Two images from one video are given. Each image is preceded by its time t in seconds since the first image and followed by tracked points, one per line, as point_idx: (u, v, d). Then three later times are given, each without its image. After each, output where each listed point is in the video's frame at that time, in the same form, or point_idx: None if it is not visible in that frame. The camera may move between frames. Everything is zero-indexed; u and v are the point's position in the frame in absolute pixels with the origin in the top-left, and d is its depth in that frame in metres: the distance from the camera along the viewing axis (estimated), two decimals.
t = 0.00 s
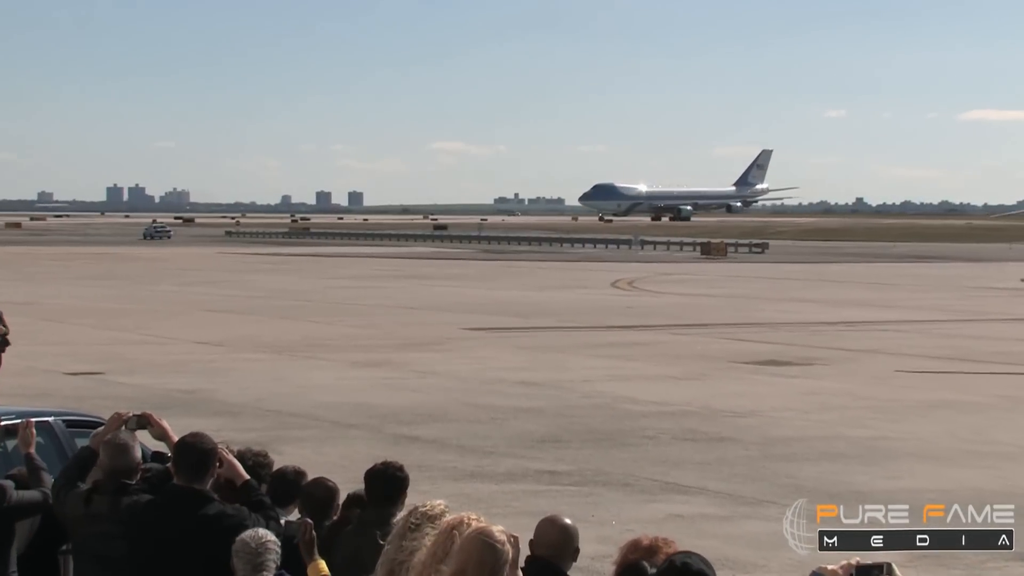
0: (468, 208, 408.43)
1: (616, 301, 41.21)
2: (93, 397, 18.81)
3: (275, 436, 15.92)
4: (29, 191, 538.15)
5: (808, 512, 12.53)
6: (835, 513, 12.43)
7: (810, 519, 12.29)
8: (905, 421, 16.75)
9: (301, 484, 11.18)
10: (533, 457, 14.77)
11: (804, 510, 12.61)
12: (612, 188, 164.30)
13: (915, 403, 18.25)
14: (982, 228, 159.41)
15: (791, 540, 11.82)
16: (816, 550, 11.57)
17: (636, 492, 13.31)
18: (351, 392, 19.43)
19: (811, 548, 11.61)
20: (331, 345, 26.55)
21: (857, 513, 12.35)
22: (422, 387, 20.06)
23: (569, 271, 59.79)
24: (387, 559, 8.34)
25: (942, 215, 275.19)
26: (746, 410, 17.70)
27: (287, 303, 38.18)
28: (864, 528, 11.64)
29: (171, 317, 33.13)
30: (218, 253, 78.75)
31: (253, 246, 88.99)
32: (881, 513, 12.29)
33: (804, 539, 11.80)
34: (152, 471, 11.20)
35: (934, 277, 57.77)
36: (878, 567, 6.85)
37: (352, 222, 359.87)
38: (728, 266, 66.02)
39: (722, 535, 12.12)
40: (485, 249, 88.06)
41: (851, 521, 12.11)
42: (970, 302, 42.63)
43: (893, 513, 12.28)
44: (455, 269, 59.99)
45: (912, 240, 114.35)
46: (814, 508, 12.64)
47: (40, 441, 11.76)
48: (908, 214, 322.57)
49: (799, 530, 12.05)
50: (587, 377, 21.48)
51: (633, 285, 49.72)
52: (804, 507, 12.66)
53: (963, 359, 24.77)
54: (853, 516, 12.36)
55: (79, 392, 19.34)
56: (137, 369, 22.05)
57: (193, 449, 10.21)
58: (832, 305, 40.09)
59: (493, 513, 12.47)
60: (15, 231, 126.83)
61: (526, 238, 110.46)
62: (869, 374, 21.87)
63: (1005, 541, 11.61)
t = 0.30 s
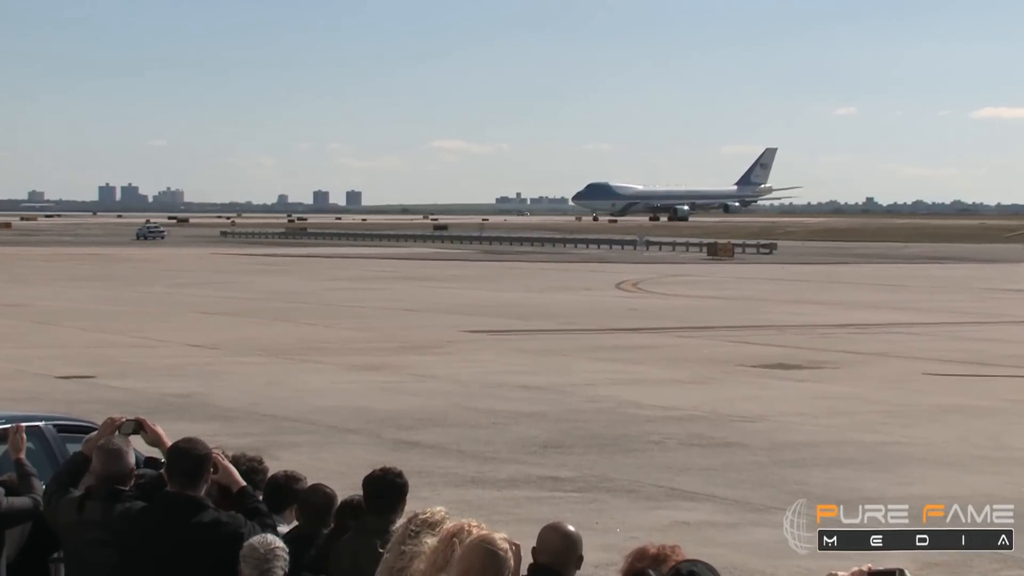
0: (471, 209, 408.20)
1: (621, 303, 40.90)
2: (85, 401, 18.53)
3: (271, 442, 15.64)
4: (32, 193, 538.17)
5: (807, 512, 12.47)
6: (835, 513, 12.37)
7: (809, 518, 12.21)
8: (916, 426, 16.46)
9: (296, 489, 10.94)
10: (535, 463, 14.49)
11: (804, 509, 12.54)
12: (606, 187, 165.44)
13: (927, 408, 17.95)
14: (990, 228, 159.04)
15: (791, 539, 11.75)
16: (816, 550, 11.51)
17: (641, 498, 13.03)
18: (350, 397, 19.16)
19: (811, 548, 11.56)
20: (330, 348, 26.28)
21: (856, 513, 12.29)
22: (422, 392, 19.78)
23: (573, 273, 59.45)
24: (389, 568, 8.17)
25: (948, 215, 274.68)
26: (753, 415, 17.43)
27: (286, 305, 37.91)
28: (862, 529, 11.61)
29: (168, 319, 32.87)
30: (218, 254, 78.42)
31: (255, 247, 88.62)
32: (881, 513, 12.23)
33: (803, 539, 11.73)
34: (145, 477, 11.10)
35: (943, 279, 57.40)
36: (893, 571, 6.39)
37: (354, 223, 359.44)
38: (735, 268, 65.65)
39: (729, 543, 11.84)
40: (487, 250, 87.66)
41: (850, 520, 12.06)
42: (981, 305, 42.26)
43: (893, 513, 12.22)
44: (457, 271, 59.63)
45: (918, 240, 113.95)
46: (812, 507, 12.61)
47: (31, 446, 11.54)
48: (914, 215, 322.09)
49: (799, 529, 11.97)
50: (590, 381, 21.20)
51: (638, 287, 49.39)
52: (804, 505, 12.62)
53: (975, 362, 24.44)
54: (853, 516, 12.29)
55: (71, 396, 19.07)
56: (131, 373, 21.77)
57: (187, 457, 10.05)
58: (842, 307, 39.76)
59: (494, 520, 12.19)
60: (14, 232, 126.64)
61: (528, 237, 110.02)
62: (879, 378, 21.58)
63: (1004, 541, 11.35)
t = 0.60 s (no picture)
0: (474, 210, 408.15)
1: (625, 305, 40.56)
2: (77, 405, 18.26)
3: (265, 448, 15.37)
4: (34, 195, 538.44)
5: (809, 511, 12.56)
6: (836, 514, 12.49)
7: (811, 519, 12.30)
8: (928, 431, 16.19)
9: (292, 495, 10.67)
10: (537, 469, 14.22)
11: (806, 509, 12.62)
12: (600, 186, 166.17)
13: (939, 413, 17.66)
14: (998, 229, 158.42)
15: (792, 541, 11.80)
16: (818, 550, 11.57)
17: (646, 505, 12.76)
18: (349, 401, 18.88)
19: (812, 549, 11.60)
20: (328, 351, 26.00)
21: (858, 514, 12.45)
22: (422, 396, 19.50)
23: (576, 274, 59.12)
24: None
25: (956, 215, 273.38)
26: (761, 419, 17.15)
27: (283, 307, 37.66)
28: (864, 531, 12.01)
29: (163, 322, 32.63)
30: (217, 255, 78.06)
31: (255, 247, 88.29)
32: (881, 514, 12.43)
33: (805, 541, 11.76)
34: (138, 483, 10.91)
35: (954, 280, 57.06)
36: None
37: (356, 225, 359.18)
38: (741, 269, 65.22)
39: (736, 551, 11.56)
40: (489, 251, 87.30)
41: (851, 522, 12.24)
42: (993, 306, 41.94)
43: (893, 514, 12.42)
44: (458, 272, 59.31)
45: (924, 241, 113.57)
46: (814, 507, 12.69)
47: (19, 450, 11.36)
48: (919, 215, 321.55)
49: (801, 531, 12.04)
50: (594, 385, 20.92)
51: (643, 289, 49.07)
52: (805, 505, 12.70)
53: (989, 366, 24.11)
54: (855, 517, 12.42)
55: (63, 400, 18.80)
56: (122, 377, 21.50)
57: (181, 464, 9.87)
58: (853, 310, 39.39)
59: (495, 528, 11.91)
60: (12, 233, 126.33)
61: (530, 237, 109.57)
62: (888, 382, 21.29)
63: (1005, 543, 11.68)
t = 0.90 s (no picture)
0: (476, 211, 408.22)
1: (630, 307, 40.29)
2: (68, 410, 17.98)
3: (261, 454, 15.11)
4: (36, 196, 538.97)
5: (810, 512, 12.56)
6: (836, 514, 12.51)
7: (812, 519, 12.30)
8: (941, 437, 15.90)
9: (290, 503, 10.40)
10: (540, 475, 13.94)
11: (806, 509, 12.63)
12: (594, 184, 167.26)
13: (952, 418, 17.38)
14: (1005, 228, 158.06)
15: (794, 541, 11.72)
16: (819, 549, 11.50)
17: (652, 512, 12.48)
18: (348, 405, 18.61)
19: (813, 549, 11.50)
20: (326, 354, 25.71)
21: (858, 514, 12.49)
22: (423, 400, 19.23)
23: (580, 276, 58.82)
24: None
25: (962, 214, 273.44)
26: (770, 425, 16.85)
27: (281, 310, 37.38)
28: (865, 531, 12.07)
29: (159, 324, 32.34)
30: (216, 255, 77.80)
31: (256, 249, 87.95)
32: (881, 515, 12.47)
33: (806, 541, 11.69)
34: (131, 489, 10.66)
35: (965, 282, 56.74)
36: None
37: (359, 227, 359.28)
38: (748, 270, 64.92)
39: (745, 560, 11.29)
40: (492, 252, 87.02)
41: (852, 522, 12.27)
42: (1005, 309, 41.61)
43: (894, 514, 12.46)
44: (460, 274, 59.02)
45: (932, 241, 113.23)
46: (815, 507, 12.70)
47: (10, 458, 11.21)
48: (924, 215, 321.22)
49: (801, 531, 12.00)
50: (599, 389, 20.64)
51: (649, 291, 48.78)
52: (806, 506, 12.70)
53: (1002, 370, 23.83)
54: (855, 518, 12.46)
55: (53, 405, 18.53)
56: (116, 381, 21.24)
57: (175, 471, 9.71)
58: (863, 312, 39.10)
59: (497, 536, 11.64)
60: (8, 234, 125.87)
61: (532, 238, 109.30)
62: (899, 386, 20.99)
63: (1006, 543, 11.66)
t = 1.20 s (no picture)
0: (479, 211, 408.14)
1: (636, 309, 39.98)
2: (60, 416, 17.72)
3: (256, 461, 14.86)
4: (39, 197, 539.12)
5: (811, 512, 12.59)
6: (837, 514, 12.56)
7: (813, 519, 12.33)
8: (954, 443, 15.62)
9: (286, 510, 10.13)
10: (544, 482, 13.67)
11: (808, 509, 12.66)
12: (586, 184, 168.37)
13: (965, 422, 17.11)
14: (1011, 228, 157.44)
15: (794, 541, 11.72)
16: (820, 550, 11.50)
17: (658, 519, 12.22)
18: (347, 410, 18.34)
19: (813, 549, 11.50)
20: (325, 358, 25.45)
21: (860, 514, 12.53)
22: (424, 405, 18.97)
23: (584, 277, 58.55)
24: None
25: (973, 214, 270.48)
26: (778, 430, 16.57)
27: (279, 312, 37.12)
28: (865, 531, 12.09)
29: (157, 327, 32.08)
30: (216, 256, 77.52)
31: (257, 250, 87.60)
32: (883, 515, 12.51)
33: (807, 540, 11.69)
34: (125, 495, 10.42)
35: (975, 283, 56.40)
36: None
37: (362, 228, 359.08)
38: (754, 271, 64.62)
39: (753, 568, 11.03)
40: (495, 253, 86.67)
41: (853, 522, 12.31)
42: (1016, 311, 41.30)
43: (895, 514, 12.50)
44: (463, 275, 58.72)
45: (940, 241, 112.81)
46: (816, 507, 12.73)
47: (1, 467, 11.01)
48: (932, 213, 320.39)
49: (801, 530, 12.01)
50: (603, 393, 20.37)
51: (653, 292, 48.51)
52: (808, 506, 12.74)
53: (1015, 373, 23.53)
54: (856, 518, 12.51)
55: (44, 410, 18.26)
56: (108, 385, 20.97)
57: (169, 476, 9.47)
58: (872, 314, 38.76)
59: (500, 544, 11.36)
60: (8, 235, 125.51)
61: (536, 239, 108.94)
62: (910, 390, 20.70)
63: (1007, 543, 11.69)
